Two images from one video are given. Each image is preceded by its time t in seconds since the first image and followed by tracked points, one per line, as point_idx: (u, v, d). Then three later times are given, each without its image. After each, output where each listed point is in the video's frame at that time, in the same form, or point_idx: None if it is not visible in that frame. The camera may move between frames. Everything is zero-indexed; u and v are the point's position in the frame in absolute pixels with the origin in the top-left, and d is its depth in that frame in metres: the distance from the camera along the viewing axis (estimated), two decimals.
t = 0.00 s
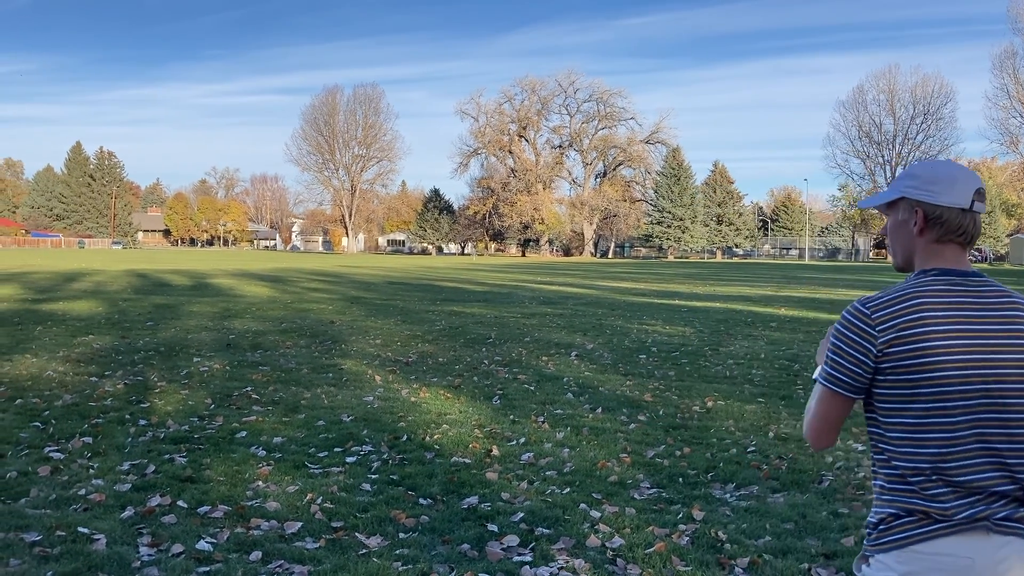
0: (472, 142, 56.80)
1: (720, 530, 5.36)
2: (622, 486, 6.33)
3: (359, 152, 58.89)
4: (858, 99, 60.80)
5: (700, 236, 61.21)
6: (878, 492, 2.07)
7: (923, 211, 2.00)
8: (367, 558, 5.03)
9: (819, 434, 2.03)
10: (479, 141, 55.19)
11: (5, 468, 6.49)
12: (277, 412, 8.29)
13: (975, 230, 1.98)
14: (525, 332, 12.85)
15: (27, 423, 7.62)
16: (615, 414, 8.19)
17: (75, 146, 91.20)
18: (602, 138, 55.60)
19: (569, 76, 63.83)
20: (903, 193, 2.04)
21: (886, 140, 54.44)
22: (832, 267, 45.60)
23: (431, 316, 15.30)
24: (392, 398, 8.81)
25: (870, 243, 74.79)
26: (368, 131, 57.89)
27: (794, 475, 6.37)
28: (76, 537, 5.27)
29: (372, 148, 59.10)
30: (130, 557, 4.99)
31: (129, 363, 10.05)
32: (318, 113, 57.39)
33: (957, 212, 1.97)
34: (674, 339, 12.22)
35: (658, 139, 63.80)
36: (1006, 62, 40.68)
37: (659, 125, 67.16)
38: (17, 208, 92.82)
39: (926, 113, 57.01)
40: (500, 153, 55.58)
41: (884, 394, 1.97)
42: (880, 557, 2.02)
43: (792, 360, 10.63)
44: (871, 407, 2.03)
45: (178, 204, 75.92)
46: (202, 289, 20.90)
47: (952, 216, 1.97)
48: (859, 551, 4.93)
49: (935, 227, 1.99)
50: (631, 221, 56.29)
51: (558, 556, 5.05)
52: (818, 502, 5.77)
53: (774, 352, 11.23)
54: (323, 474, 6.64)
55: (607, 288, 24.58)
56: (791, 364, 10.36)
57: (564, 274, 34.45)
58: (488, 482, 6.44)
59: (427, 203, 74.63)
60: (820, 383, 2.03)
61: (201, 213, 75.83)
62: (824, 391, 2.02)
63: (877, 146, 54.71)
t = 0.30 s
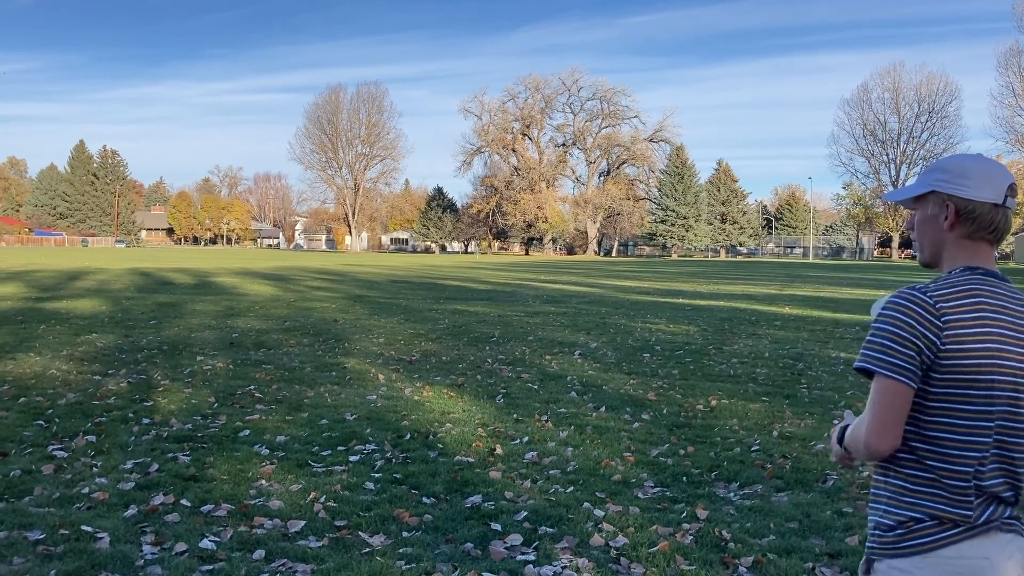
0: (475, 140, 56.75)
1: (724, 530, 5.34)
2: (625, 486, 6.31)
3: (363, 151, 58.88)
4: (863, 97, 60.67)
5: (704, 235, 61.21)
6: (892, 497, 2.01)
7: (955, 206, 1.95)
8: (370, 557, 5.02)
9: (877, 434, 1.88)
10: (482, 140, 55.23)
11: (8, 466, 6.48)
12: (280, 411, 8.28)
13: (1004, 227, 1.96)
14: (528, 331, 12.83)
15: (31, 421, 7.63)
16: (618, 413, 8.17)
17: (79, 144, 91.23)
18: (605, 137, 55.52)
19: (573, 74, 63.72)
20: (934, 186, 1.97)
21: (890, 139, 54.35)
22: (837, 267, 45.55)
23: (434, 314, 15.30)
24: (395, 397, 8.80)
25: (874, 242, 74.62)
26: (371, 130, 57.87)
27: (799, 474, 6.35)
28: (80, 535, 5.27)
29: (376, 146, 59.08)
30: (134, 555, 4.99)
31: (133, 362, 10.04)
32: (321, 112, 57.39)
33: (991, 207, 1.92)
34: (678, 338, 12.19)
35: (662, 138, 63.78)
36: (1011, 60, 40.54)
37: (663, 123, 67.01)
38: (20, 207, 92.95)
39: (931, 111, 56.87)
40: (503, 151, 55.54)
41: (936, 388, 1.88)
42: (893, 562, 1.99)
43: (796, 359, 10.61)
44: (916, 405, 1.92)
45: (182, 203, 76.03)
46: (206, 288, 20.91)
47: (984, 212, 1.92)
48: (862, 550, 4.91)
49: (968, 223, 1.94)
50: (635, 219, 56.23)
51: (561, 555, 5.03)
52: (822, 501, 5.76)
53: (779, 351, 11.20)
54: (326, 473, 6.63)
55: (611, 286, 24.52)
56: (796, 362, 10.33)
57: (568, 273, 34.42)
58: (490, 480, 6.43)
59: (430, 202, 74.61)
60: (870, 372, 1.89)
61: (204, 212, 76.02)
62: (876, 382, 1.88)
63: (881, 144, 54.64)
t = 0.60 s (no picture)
0: (477, 138, 56.73)
1: (727, 528, 5.32)
2: (628, 484, 6.30)
3: (364, 149, 58.84)
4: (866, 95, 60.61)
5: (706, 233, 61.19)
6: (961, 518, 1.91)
7: (979, 200, 1.88)
8: (372, 556, 5.01)
9: None
10: (485, 138, 55.21)
11: (10, 464, 6.47)
12: (282, 409, 8.27)
13: None
14: (530, 329, 12.81)
15: (32, 420, 7.62)
16: (621, 411, 8.17)
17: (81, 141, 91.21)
18: (608, 134, 55.45)
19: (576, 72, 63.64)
20: (956, 182, 1.91)
21: (893, 137, 54.33)
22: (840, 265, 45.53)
23: (437, 313, 15.28)
24: (397, 395, 8.79)
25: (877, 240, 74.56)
26: (372, 128, 57.84)
27: (802, 472, 6.34)
28: (82, 533, 5.26)
29: (378, 144, 59.08)
30: (136, 553, 4.98)
31: (134, 360, 10.03)
32: (322, 110, 57.36)
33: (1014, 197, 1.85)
34: (681, 336, 12.17)
35: (664, 136, 63.64)
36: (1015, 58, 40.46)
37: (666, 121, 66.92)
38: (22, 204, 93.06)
39: (934, 109, 56.82)
40: (506, 149, 55.53)
41: None
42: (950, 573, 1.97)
43: (799, 357, 10.58)
44: None
45: (183, 201, 76.08)
46: (208, 286, 20.90)
47: (1013, 203, 1.84)
48: (865, 549, 4.90)
49: (995, 216, 1.87)
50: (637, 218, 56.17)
51: (564, 554, 5.02)
52: (826, 500, 5.75)
53: (781, 349, 11.19)
54: (328, 471, 6.61)
55: (614, 284, 24.50)
56: (799, 361, 10.33)
57: (572, 271, 34.40)
58: (493, 479, 6.41)
59: (432, 200, 74.60)
60: None
61: (206, 209, 76.00)
62: None
63: (885, 142, 54.59)
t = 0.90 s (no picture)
0: (478, 136, 56.73)
1: (729, 527, 5.30)
2: (630, 482, 6.29)
3: (365, 147, 58.79)
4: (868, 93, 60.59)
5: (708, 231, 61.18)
6: None
7: None
8: (374, 554, 4.99)
9: None
10: (485, 136, 55.20)
11: (10, 462, 6.45)
12: (283, 406, 8.26)
13: None
14: (532, 327, 12.80)
15: (33, 418, 7.60)
16: (623, 410, 8.15)
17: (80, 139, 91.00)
18: (609, 132, 55.38)
19: (577, 69, 63.59)
20: (1001, 178, 1.86)
21: (896, 134, 54.35)
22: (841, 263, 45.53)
23: (438, 311, 15.26)
24: (398, 393, 8.77)
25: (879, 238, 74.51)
26: (373, 126, 57.81)
27: (804, 471, 6.31)
28: (82, 532, 5.24)
29: (378, 142, 59.09)
30: (136, 552, 4.95)
31: (135, 358, 10.02)
32: (322, 108, 57.31)
33: None
34: (683, 334, 12.15)
35: (666, 134, 63.64)
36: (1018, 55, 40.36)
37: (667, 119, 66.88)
38: (22, 202, 93.03)
39: (937, 107, 56.78)
40: (507, 147, 55.52)
41: None
42: None
43: (801, 355, 10.56)
44: None
45: (184, 199, 76.07)
46: (208, 284, 20.88)
47: None
48: (868, 548, 4.87)
49: None
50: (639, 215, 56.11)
51: (566, 553, 5.00)
52: (829, 498, 5.72)
53: (783, 347, 11.17)
54: (329, 469, 6.60)
55: (615, 283, 24.43)
56: (801, 359, 10.31)
57: (573, 269, 34.35)
58: (494, 477, 6.39)
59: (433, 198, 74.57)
60: None
61: (206, 207, 76.04)
62: None
63: (887, 140, 54.57)
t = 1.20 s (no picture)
0: (478, 133, 56.68)
1: (729, 525, 5.29)
2: (630, 481, 6.27)
3: (364, 144, 58.72)
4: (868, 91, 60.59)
5: (708, 228, 61.14)
6: None
7: None
8: (374, 552, 4.98)
9: None
10: (485, 133, 55.19)
11: (9, 461, 6.42)
12: (283, 405, 8.24)
13: None
14: (532, 326, 12.78)
15: (32, 416, 7.57)
16: (623, 409, 8.13)
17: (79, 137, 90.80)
18: (609, 130, 55.32)
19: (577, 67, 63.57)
20: None
21: (896, 132, 54.37)
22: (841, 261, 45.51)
23: (438, 309, 15.24)
24: (398, 392, 8.75)
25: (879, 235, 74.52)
26: (372, 124, 57.74)
27: (804, 470, 6.30)
28: (81, 531, 5.22)
29: (378, 140, 59.00)
30: (135, 551, 4.93)
31: (134, 356, 9.99)
32: (322, 105, 57.22)
33: None
34: (683, 333, 12.14)
35: (666, 132, 63.60)
36: (1018, 53, 40.33)
37: (667, 117, 66.87)
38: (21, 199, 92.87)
39: (937, 105, 56.80)
40: (507, 145, 55.47)
41: None
42: None
43: (802, 354, 10.55)
44: None
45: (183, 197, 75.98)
46: (207, 282, 20.83)
47: None
48: (869, 546, 4.87)
49: None
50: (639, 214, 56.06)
51: (566, 551, 4.99)
52: (830, 497, 5.71)
53: (784, 346, 11.16)
54: (329, 468, 6.58)
55: (615, 281, 24.42)
56: (802, 357, 10.30)
57: (573, 267, 34.33)
58: (494, 476, 6.38)
59: (433, 196, 74.50)
60: None
61: (205, 205, 75.94)
62: None
63: (887, 138, 54.60)
